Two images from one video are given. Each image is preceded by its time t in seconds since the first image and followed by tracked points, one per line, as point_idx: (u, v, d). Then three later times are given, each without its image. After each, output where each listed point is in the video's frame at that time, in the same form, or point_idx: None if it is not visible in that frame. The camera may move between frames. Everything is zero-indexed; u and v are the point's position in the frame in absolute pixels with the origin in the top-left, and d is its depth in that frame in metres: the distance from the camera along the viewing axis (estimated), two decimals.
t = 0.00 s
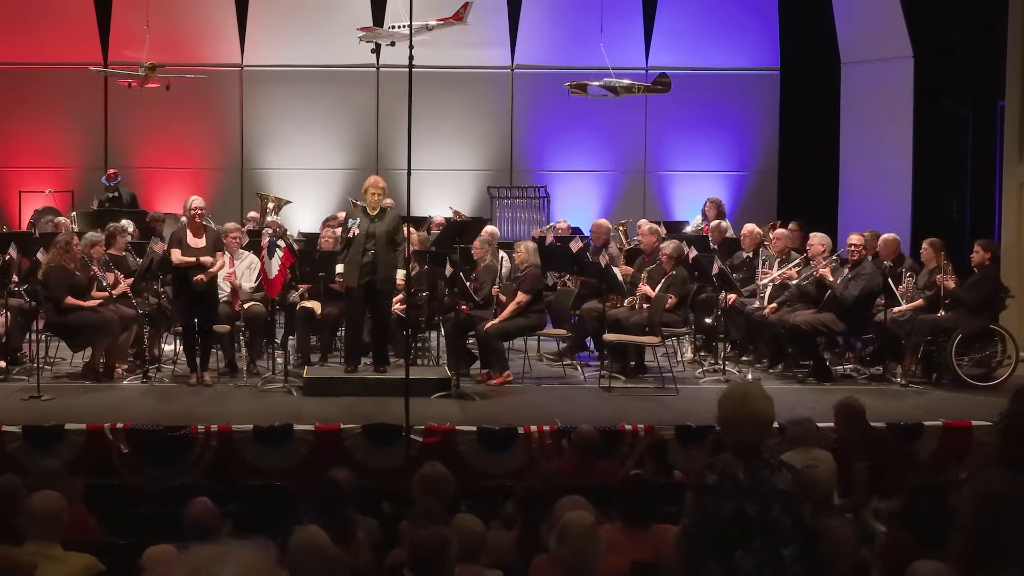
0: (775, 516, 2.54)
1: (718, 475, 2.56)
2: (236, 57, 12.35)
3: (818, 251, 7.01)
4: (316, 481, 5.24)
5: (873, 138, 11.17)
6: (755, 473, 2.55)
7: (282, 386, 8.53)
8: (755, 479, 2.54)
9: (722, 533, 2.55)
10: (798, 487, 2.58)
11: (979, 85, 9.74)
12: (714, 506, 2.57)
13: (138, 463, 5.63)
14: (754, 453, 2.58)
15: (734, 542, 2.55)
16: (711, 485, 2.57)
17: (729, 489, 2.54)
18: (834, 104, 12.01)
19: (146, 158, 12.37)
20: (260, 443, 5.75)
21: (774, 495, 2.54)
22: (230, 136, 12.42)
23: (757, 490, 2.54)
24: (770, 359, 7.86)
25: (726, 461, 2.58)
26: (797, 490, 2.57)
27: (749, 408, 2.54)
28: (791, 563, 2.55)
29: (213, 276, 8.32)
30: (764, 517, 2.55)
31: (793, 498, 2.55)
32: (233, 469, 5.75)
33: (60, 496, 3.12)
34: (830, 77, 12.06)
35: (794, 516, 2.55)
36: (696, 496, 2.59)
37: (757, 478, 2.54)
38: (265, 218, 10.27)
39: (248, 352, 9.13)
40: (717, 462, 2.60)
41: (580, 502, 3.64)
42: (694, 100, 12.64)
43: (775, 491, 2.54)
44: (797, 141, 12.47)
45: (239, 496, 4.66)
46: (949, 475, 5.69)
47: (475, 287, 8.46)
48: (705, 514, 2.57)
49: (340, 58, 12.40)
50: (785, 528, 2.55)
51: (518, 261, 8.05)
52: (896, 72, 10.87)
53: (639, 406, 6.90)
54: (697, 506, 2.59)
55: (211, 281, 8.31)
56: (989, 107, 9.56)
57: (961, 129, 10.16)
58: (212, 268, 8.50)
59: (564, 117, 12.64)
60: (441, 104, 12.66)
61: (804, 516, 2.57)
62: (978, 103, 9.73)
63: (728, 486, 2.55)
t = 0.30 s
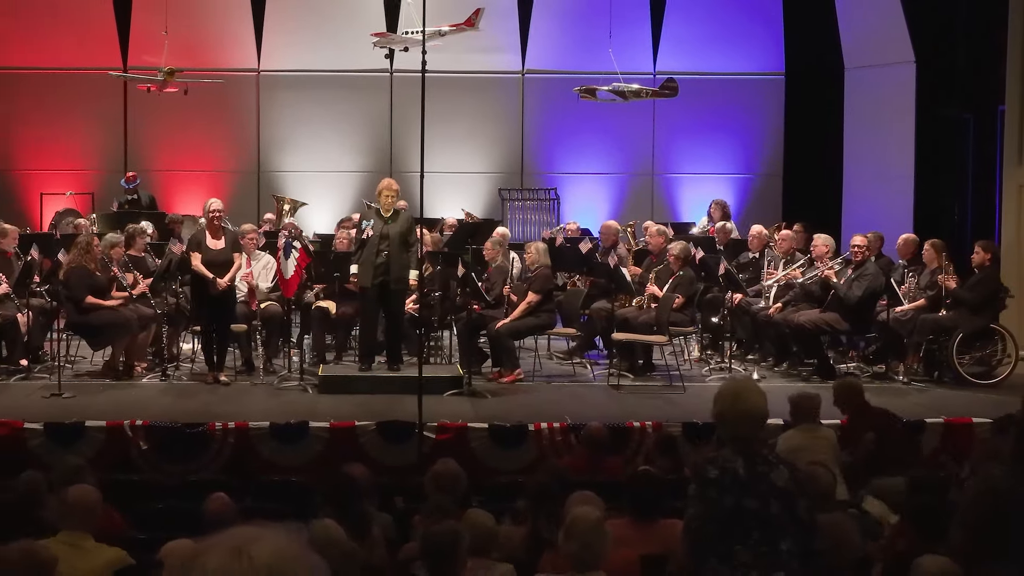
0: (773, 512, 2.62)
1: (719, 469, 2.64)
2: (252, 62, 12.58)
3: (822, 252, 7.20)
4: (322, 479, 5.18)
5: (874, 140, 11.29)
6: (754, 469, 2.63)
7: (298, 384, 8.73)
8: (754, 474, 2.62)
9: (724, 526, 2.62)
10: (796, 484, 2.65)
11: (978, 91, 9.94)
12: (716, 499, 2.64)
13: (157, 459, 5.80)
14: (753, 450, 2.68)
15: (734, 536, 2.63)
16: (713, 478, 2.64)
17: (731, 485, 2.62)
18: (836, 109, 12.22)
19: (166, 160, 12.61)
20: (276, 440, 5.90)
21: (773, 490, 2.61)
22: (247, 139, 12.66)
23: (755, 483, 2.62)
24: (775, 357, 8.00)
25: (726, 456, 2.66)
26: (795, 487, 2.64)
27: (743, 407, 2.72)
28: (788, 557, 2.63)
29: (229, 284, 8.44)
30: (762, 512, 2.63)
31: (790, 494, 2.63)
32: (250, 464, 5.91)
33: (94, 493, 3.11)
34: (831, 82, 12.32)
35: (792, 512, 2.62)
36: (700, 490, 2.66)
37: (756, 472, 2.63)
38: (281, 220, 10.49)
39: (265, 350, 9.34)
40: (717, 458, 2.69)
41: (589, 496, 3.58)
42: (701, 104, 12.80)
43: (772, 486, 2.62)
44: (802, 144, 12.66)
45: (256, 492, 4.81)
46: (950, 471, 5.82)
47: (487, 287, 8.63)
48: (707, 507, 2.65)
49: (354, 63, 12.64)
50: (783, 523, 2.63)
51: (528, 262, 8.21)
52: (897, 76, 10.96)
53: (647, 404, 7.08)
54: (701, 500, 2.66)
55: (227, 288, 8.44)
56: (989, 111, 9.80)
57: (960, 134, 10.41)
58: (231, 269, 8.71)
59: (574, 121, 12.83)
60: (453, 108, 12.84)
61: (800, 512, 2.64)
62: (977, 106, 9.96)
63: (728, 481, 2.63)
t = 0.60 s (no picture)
0: (772, 509, 2.68)
1: (718, 470, 2.73)
2: (269, 67, 12.82)
3: (825, 253, 7.39)
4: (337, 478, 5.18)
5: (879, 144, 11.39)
6: (753, 467, 2.71)
7: (313, 381, 8.94)
8: (753, 472, 2.70)
9: (724, 522, 2.70)
10: (794, 481, 2.72)
11: (979, 96, 10.29)
12: (716, 498, 2.72)
13: (175, 454, 5.96)
14: (750, 449, 2.75)
15: (733, 532, 2.71)
16: (712, 478, 2.73)
17: (729, 483, 2.70)
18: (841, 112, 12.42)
19: (184, 163, 12.84)
20: (292, 437, 6.07)
21: (771, 488, 2.69)
22: (264, 142, 12.89)
23: (754, 482, 2.70)
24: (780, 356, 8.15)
25: (724, 455, 2.74)
26: (793, 483, 2.71)
27: (737, 400, 2.82)
28: (784, 553, 2.71)
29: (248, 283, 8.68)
30: (761, 509, 2.70)
31: (788, 490, 2.70)
32: (267, 460, 6.06)
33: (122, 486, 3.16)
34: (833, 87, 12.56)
35: (791, 506, 2.70)
36: (699, 492, 2.75)
37: (754, 473, 2.70)
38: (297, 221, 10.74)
39: (280, 349, 9.55)
40: (716, 458, 2.77)
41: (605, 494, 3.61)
42: (707, 108, 12.98)
43: (770, 483, 2.69)
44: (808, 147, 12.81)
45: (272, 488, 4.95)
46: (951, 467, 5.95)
47: (497, 286, 8.82)
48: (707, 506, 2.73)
49: (367, 68, 12.87)
50: (782, 520, 2.70)
51: (539, 262, 8.41)
52: (900, 80, 11.15)
53: (655, 401, 7.24)
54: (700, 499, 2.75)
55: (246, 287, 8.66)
56: (990, 113, 10.16)
57: (959, 135, 10.75)
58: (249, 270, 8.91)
59: (583, 125, 13.00)
60: (465, 112, 13.02)
61: (799, 507, 2.72)
62: (978, 109, 10.33)
63: (727, 480, 2.72)
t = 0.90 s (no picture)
0: (774, 508, 2.80)
1: (721, 470, 2.83)
2: (284, 72, 13.05)
3: (828, 254, 7.64)
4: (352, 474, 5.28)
5: (881, 144, 11.59)
6: (757, 466, 2.82)
7: (327, 379, 9.15)
8: (757, 471, 2.81)
9: (728, 521, 2.81)
10: (797, 480, 2.85)
11: (979, 100, 10.29)
12: (719, 499, 2.83)
13: (194, 451, 6.14)
14: (755, 448, 2.87)
15: (737, 531, 2.82)
16: (716, 480, 2.83)
17: (733, 483, 2.81)
18: (843, 115, 12.58)
19: (202, 165, 13.09)
20: (307, 434, 6.20)
21: (775, 486, 2.81)
22: (280, 145, 13.12)
23: (758, 481, 2.81)
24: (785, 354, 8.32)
25: (729, 455, 2.85)
26: (795, 481, 2.84)
27: (746, 397, 3.02)
28: (786, 561, 2.81)
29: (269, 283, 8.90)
30: (763, 509, 2.81)
31: (791, 489, 2.83)
32: (282, 458, 6.17)
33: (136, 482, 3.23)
34: (836, 91, 12.73)
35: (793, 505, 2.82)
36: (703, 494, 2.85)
37: (758, 472, 2.81)
38: (311, 222, 11.01)
39: (296, 348, 9.75)
40: (720, 458, 2.87)
41: (620, 491, 3.67)
42: (714, 112, 13.15)
43: (773, 481, 2.81)
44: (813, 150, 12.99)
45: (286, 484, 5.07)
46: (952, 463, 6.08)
47: (508, 286, 9.03)
48: (710, 506, 2.84)
49: (380, 73, 13.10)
50: (785, 517, 2.82)
51: (549, 263, 8.60)
52: (903, 85, 11.34)
53: (663, 399, 7.41)
54: (704, 502, 2.85)
55: (265, 287, 8.87)
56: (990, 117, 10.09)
57: (961, 138, 10.75)
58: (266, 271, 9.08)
59: (592, 128, 13.17)
60: (477, 115, 13.22)
61: (800, 506, 2.85)
62: (978, 113, 10.29)
63: (730, 480, 2.82)
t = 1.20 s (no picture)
0: (787, 499, 2.98)
1: (741, 459, 3.02)
2: (299, 76, 13.27)
3: (833, 255, 7.80)
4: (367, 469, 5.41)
5: (883, 144, 11.84)
6: (776, 459, 3.03)
7: (342, 377, 9.35)
8: (772, 462, 3.02)
9: (741, 509, 2.98)
10: (812, 476, 3.04)
11: (981, 105, 10.49)
12: (734, 486, 3.01)
13: (211, 447, 6.22)
14: (776, 444, 3.08)
15: (745, 523, 2.98)
16: (733, 467, 3.02)
17: (750, 472, 3.00)
18: (847, 119, 12.74)
19: (218, 167, 13.31)
20: (320, 431, 6.16)
21: (790, 478, 3.00)
22: (294, 147, 13.35)
23: (773, 472, 3.00)
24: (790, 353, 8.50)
25: (748, 446, 3.06)
26: (809, 480, 3.03)
27: (776, 395, 3.31)
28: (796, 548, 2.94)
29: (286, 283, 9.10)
30: (777, 501, 2.98)
31: (804, 485, 3.01)
32: (297, 456, 6.18)
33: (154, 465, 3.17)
34: (840, 95, 12.88)
35: (803, 501, 2.98)
36: (720, 477, 3.05)
37: (776, 464, 3.02)
38: (326, 224, 11.26)
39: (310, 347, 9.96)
40: (741, 448, 3.06)
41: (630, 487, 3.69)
42: (721, 115, 13.31)
43: (788, 476, 3.00)
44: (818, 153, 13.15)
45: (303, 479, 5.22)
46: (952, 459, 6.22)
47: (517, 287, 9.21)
48: (724, 492, 3.02)
49: (393, 78, 13.31)
50: (795, 508, 2.97)
51: (558, 263, 8.73)
52: (904, 88, 11.57)
53: (670, 397, 7.57)
54: (719, 486, 3.04)
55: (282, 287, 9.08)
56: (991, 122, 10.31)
57: (963, 143, 10.93)
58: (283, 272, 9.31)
59: (601, 131, 13.33)
60: (488, 118, 13.37)
61: (812, 501, 3.01)
62: (981, 118, 10.49)
63: (746, 469, 3.01)
